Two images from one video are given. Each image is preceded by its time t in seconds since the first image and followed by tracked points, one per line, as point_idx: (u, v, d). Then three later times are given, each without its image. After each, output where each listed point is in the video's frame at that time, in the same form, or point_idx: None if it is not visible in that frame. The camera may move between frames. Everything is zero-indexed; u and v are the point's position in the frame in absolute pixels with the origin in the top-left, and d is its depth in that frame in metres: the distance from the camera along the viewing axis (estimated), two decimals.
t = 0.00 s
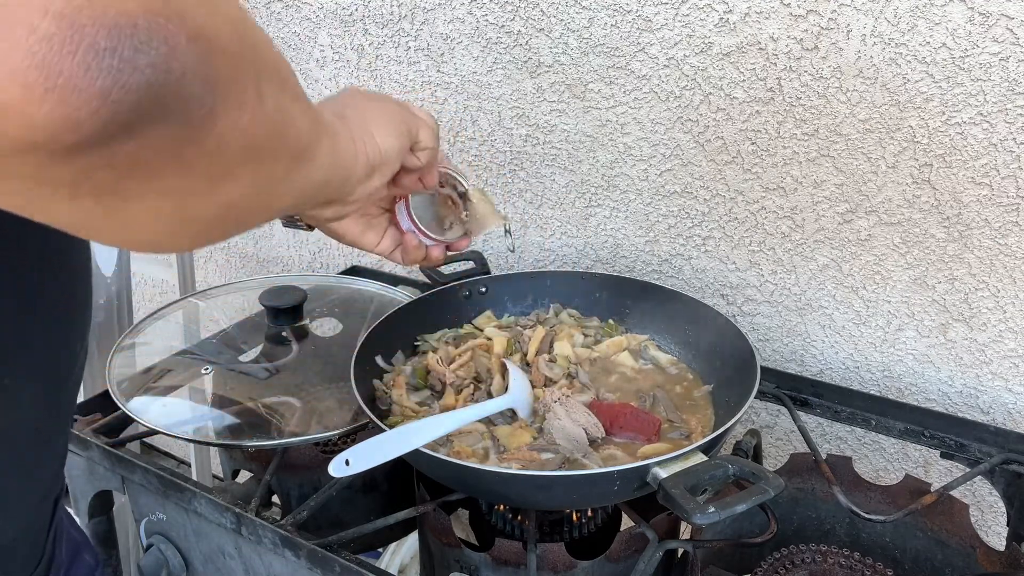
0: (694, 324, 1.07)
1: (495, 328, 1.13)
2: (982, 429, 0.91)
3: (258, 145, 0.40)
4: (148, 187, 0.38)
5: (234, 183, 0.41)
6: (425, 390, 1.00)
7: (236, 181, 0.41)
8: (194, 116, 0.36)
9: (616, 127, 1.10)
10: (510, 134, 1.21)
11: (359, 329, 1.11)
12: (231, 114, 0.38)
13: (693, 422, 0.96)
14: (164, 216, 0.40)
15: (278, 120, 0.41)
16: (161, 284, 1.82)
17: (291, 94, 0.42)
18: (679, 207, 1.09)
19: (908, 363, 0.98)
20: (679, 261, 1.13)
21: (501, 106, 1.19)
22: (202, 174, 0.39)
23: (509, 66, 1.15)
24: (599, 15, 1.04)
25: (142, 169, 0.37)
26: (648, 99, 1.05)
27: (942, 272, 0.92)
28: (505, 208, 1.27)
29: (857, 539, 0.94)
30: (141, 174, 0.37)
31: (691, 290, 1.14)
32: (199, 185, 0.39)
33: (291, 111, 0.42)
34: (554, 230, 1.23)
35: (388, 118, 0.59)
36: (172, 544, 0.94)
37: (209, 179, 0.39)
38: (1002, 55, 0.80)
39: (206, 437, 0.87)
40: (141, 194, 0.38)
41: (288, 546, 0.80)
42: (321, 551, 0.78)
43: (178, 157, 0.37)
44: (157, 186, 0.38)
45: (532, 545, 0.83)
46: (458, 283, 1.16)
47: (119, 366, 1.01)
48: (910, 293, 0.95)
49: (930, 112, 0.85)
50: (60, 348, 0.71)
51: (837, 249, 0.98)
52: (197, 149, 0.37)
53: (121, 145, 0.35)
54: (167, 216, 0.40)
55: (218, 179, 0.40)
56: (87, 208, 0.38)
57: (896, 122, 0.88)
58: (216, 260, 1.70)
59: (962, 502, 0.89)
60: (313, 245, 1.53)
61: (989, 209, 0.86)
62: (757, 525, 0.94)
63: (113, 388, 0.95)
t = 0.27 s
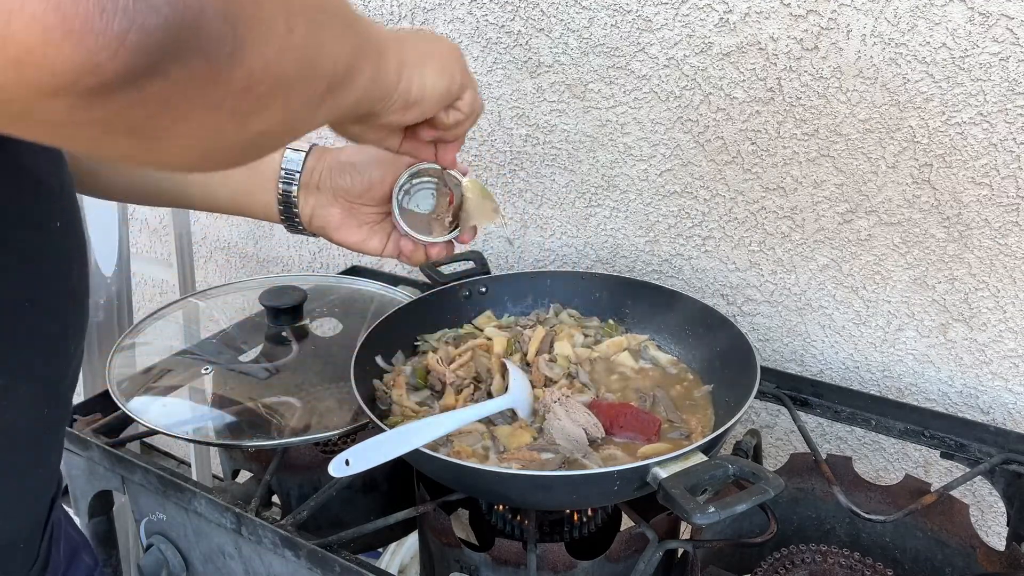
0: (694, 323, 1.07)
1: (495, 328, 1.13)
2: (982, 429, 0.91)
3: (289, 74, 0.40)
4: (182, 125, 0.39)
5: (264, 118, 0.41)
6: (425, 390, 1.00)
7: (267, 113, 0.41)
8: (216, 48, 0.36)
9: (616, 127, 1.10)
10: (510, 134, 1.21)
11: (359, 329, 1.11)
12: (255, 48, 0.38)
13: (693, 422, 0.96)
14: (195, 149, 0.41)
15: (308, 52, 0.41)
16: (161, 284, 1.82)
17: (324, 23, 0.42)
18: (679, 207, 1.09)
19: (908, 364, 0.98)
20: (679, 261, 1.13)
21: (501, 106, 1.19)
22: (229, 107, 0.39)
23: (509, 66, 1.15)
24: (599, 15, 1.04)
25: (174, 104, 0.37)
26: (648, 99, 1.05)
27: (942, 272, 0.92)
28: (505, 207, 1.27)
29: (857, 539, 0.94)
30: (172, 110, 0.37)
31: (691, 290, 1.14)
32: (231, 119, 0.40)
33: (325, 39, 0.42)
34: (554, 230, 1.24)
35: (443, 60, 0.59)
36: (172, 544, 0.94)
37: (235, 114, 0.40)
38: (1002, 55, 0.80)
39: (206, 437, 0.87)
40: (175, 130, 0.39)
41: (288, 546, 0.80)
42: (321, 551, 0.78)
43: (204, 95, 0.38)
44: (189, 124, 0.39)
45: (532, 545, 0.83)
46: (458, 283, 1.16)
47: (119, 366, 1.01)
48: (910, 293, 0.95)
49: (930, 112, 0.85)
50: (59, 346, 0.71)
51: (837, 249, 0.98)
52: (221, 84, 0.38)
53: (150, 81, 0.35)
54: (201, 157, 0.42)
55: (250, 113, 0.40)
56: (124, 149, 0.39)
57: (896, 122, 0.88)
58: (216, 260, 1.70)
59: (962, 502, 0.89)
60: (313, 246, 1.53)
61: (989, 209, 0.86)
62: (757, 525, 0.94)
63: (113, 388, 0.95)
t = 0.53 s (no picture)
0: (694, 323, 1.07)
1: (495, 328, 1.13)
2: (982, 429, 0.91)
3: (327, 39, 0.40)
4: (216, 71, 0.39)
5: (296, 80, 0.41)
6: (425, 390, 1.00)
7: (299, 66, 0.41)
8: None
9: (616, 127, 1.10)
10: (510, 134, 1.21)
11: (359, 329, 1.11)
12: None
13: (693, 422, 0.96)
14: (241, 108, 0.41)
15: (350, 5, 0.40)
16: (160, 284, 1.82)
17: None
18: (679, 207, 1.09)
19: (908, 364, 0.98)
20: (679, 261, 1.13)
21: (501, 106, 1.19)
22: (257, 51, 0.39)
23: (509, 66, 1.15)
24: (599, 15, 1.04)
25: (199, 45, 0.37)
26: (648, 99, 1.05)
27: (942, 272, 0.92)
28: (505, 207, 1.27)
29: (857, 539, 0.94)
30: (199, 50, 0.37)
31: (691, 290, 1.14)
32: (269, 74, 0.40)
33: (368, 6, 0.41)
34: (554, 230, 1.23)
35: (509, 65, 0.58)
36: (172, 544, 0.94)
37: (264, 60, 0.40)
38: (1002, 55, 0.80)
39: (206, 436, 0.87)
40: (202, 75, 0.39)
41: (288, 546, 0.80)
42: (321, 551, 0.78)
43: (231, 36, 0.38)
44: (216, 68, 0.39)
45: (532, 545, 0.83)
46: (458, 283, 1.16)
47: (119, 366, 1.01)
48: (910, 293, 0.95)
49: (930, 112, 0.85)
50: (56, 345, 0.71)
51: (837, 249, 0.98)
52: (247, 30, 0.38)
53: (183, 22, 0.36)
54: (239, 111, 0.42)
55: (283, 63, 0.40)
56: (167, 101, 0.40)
57: (896, 122, 0.88)
58: (216, 260, 1.70)
59: (962, 502, 0.89)
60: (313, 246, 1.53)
61: (989, 209, 0.86)
62: (757, 525, 0.94)
63: (113, 387, 0.95)
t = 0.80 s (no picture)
0: (694, 323, 1.07)
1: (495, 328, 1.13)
2: (982, 429, 0.91)
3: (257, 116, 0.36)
4: (143, 139, 0.34)
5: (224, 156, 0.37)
6: (425, 390, 1.00)
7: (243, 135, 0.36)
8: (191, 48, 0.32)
9: (616, 127, 1.10)
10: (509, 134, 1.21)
11: (359, 329, 1.11)
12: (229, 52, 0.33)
13: (693, 422, 0.96)
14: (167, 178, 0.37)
15: (312, 76, 0.36)
16: (161, 284, 1.82)
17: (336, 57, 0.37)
18: (679, 207, 1.09)
19: (908, 364, 0.98)
20: (679, 261, 1.13)
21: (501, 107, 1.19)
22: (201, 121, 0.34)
23: (509, 66, 1.15)
24: (599, 15, 1.04)
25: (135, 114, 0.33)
26: (648, 99, 1.05)
27: (942, 272, 0.92)
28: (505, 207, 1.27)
29: (857, 539, 0.94)
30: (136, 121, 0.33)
31: (691, 290, 1.14)
32: (200, 145, 0.35)
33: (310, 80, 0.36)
34: (554, 230, 1.24)
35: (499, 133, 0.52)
36: (172, 544, 0.94)
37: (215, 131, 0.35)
38: (1002, 55, 0.80)
39: (206, 436, 0.87)
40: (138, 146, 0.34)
41: (288, 546, 0.80)
42: (321, 551, 0.78)
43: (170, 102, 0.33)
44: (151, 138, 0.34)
45: (532, 545, 0.83)
46: (458, 283, 1.16)
47: (119, 366, 1.01)
48: (910, 293, 0.95)
49: (930, 112, 0.85)
50: (55, 345, 0.71)
51: (837, 249, 0.98)
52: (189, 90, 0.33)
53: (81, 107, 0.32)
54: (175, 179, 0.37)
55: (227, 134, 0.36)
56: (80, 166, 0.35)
57: (896, 122, 0.88)
58: (216, 260, 1.71)
59: (962, 502, 0.89)
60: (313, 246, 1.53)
61: (989, 209, 0.86)
62: (756, 525, 0.94)
63: (113, 387, 0.95)
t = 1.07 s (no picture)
0: (694, 323, 1.07)
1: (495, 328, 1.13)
2: (982, 429, 0.91)
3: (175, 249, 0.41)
4: (77, 264, 0.38)
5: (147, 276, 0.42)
6: (426, 390, 1.00)
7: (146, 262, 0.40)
8: (132, 183, 0.36)
9: (616, 127, 1.10)
10: (510, 134, 1.21)
11: (359, 329, 1.11)
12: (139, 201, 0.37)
13: (693, 422, 0.96)
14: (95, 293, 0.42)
15: (226, 213, 0.41)
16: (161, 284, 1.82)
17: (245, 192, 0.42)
18: (679, 207, 1.09)
19: (908, 364, 0.98)
20: (679, 261, 1.13)
21: (502, 107, 1.19)
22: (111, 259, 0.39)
23: (509, 66, 1.15)
24: (599, 15, 1.04)
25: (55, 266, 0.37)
26: (648, 99, 1.05)
27: (942, 272, 0.92)
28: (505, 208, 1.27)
29: (857, 539, 0.94)
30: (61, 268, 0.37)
31: (691, 290, 1.14)
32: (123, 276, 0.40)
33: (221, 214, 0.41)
34: (554, 230, 1.24)
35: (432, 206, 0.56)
36: (172, 544, 0.94)
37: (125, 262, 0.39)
38: (1002, 55, 0.80)
39: (206, 437, 0.87)
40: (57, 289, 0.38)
41: (288, 546, 0.80)
42: (321, 551, 0.78)
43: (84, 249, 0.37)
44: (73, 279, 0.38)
45: (533, 545, 0.83)
46: (458, 283, 1.16)
47: (119, 366, 1.01)
48: (910, 293, 0.95)
49: (931, 112, 0.85)
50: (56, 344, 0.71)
51: (837, 249, 0.98)
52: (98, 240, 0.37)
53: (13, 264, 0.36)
54: (99, 303, 0.41)
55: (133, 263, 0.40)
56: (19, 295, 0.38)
57: (896, 122, 0.88)
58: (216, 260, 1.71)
59: (962, 502, 0.89)
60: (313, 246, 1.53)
61: (989, 209, 0.86)
62: (756, 525, 0.94)
63: (113, 387, 0.95)
